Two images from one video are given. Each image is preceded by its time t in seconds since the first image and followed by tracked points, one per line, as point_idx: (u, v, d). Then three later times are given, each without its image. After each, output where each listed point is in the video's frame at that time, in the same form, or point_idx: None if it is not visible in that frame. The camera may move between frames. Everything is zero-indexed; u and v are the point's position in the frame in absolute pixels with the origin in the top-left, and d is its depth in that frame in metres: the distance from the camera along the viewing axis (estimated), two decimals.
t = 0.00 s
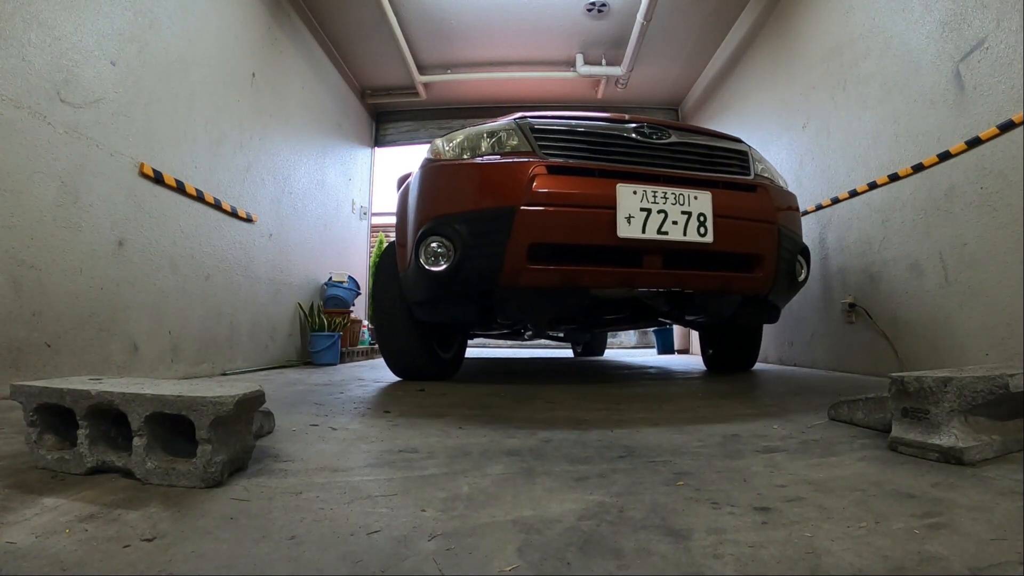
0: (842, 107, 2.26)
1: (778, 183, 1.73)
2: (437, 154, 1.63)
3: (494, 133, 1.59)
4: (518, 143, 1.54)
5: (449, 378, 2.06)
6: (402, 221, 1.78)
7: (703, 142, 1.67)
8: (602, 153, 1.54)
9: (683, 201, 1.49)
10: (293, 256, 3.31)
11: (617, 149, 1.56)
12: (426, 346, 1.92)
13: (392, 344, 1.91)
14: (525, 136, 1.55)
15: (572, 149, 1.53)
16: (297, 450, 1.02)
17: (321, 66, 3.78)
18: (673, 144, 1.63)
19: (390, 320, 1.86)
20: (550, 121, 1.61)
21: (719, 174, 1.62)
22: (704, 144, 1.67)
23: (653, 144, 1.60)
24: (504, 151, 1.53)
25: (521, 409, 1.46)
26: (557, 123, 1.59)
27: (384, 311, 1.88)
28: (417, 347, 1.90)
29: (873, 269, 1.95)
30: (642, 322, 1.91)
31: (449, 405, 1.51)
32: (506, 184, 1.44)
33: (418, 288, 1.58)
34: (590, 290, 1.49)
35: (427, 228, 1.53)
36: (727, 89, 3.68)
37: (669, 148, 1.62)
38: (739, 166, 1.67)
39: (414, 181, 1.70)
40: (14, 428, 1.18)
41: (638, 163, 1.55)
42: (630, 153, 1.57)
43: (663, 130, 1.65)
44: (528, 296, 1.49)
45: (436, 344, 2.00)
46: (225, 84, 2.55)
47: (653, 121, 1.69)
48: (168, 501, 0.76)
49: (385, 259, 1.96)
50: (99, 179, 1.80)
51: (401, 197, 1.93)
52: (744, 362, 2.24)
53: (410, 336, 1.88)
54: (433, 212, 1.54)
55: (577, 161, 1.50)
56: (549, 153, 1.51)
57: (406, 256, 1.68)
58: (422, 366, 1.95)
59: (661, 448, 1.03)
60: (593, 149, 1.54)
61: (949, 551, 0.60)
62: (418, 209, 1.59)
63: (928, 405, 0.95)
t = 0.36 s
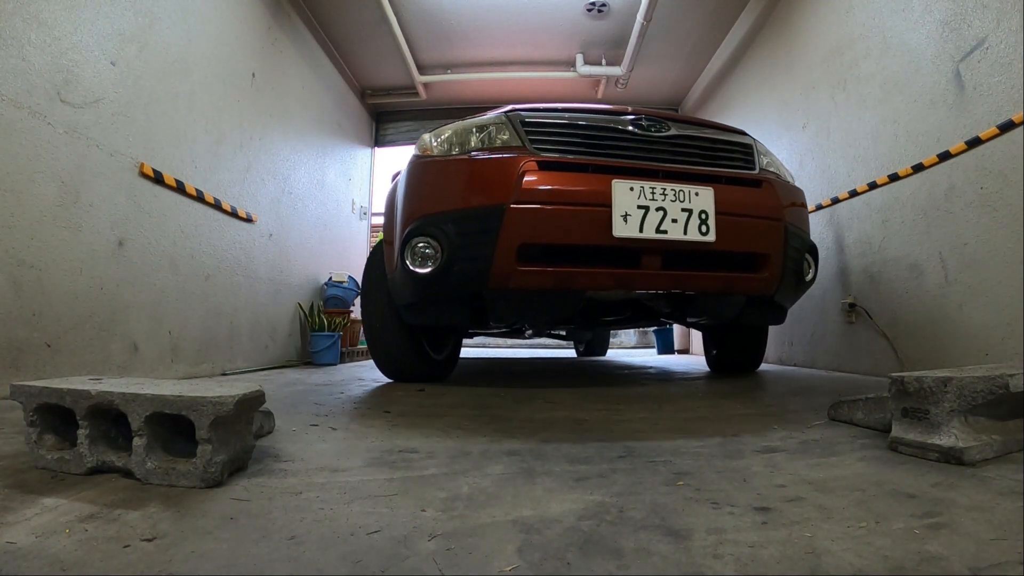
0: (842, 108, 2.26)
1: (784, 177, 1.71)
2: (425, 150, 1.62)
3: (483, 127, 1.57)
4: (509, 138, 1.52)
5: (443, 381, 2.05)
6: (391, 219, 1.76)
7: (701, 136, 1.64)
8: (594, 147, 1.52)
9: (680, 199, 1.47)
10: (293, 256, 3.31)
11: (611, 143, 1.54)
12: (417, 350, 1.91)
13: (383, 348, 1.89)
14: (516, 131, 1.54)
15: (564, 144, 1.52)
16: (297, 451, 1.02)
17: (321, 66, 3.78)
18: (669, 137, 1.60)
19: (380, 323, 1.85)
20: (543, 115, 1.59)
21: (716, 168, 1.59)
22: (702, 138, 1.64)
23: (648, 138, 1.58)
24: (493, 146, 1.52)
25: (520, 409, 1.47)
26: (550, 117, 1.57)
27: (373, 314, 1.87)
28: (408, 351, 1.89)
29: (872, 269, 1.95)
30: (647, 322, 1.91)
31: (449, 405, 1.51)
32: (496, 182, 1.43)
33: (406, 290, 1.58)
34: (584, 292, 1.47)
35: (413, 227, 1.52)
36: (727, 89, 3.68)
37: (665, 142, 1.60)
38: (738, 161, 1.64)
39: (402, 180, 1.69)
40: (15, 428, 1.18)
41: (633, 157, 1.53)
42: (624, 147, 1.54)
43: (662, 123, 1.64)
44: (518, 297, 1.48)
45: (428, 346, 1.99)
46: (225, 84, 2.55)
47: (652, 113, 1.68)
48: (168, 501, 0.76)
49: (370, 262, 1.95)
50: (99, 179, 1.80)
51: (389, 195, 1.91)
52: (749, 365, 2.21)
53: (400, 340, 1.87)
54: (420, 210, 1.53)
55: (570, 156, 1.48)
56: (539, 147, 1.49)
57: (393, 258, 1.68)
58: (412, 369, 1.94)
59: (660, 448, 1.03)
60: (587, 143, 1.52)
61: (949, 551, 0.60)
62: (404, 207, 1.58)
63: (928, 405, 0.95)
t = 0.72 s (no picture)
0: (842, 108, 2.26)
1: (788, 167, 1.64)
2: (416, 142, 1.58)
3: (474, 118, 1.52)
4: (500, 128, 1.46)
5: (435, 383, 2.02)
6: (381, 214, 1.72)
7: (701, 124, 1.57)
8: (590, 135, 1.46)
9: (679, 189, 1.41)
10: (293, 256, 3.31)
11: (607, 131, 1.47)
12: (408, 349, 1.88)
13: (374, 347, 1.87)
14: (507, 119, 1.48)
15: (557, 132, 1.45)
16: (297, 451, 1.02)
17: (321, 66, 3.78)
18: (668, 125, 1.53)
19: (371, 322, 1.82)
20: (536, 103, 1.53)
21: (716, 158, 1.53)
22: (702, 126, 1.57)
23: (646, 125, 1.51)
24: (484, 135, 1.46)
25: (520, 409, 1.46)
26: (543, 104, 1.51)
27: (364, 313, 1.85)
28: (398, 350, 1.86)
29: (872, 269, 1.95)
30: (648, 321, 1.94)
31: (448, 405, 1.51)
32: (486, 172, 1.37)
33: (395, 286, 1.53)
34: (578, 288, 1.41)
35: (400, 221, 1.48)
36: (727, 89, 3.69)
37: (664, 130, 1.53)
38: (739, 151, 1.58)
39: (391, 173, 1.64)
40: (15, 428, 1.17)
41: (629, 146, 1.46)
42: (620, 135, 1.47)
43: (661, 111, 1.57)
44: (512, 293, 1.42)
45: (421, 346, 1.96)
46: (225, 84, 2.55)
47: (651, 101, 1.61)
48: (169, 501, 0.76)
49: (363, 259, 1.93)
50: (99, 179, 1.80)
51: (381, 191, 1.87)
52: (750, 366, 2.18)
53: (391, 339, 1.84)
54: (408, 204, 1.48)
55: (564, 144, 1.41)
56: (531, 135, 1.43)
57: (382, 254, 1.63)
58: (401, 370, 1.91)
59: (660, 448, 1.03)
60: (583, 131, 1.46)
61: (949, 551, 0.60)
62: (393, 201, 1.54)
63: (928, 405, 0.95)
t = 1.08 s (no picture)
0: (842, 108, 2.26)
1: (796, 159, 1.60)
2: (401, 135, 1.54)
3: (461, 107, 1.48)
4: (490, 118, 1.42)
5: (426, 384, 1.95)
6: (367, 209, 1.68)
7: (698, 111, 1.52)
8: (581, 125, 1.42)
9: (677, 181, 1.37)
10: (293, 256, 3.31)
11: (599, 120, 1.43)
12: (397, 350, 1.83)
13: (361, 348, 1.82)
14: (495, 108, 1.43)
15: (548, 122, 1.41)
16: (297, 451, 1.02)
17: (321, 66, 3.78)
18: (662, 114, 1.49)
19: (358, 322, 1.78)
20: (527, 91, 1.48)
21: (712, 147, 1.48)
22: (700, 114, 1.52)
23: (639, 114, 1.46)
24: (472, 126, 1.42)
25: (519, 409, 1.46)
26: (534, 93, 1.46)
27: (349, 313, 1.81)
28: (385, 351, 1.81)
29: (872, 269, 1.95)
30: (648, 322, 1.93)
31: (448, 405, 1.51)
32: (475, 164, 1.34)
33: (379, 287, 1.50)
34: (570, 288, 1.37)
35: (385, 217, 1.44)
36: (727, 90, 3.69)
37: (658, 119, 1.48)
38: (738, 140, 1.53)
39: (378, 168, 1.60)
40: (15, 428, 1.17)
41: (622, 136, 1.42)
42: (613, 125, 1.43)
43: (660, 99, 1.53)
44: (506, 292, 1.38)
45: (412, 347, 1.90)
46: (225, 84, 2.55)
47: (649, 89, 1.56)
48: (169, 501, 0.76)
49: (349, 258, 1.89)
50: (99, 179, 1.80)
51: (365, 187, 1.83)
52: (756, 368, 2.11)
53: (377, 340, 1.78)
54: (394, 199, 1.45)
55: (554, 135, 1.37)
56: (521, 125, 1.38)
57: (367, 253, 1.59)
58: (390, 371, 1.86)
59: (660, 448, 1.03)
60: (577, 120, 1.41)
61: (948, 551, 0.60)
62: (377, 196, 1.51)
63: (928, 405, 0.95)
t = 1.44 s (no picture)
0: (842, 108, 2.26)
1: (801, 152, 1.57)
2: (390, 129, 1.52)
3: (452, 100, 1.46)
4: (482, 111, 1.39)
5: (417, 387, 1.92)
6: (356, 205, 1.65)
7: (694, 102, 1.49)
8: (575, 116, 1.39)
9: (675, 175, 1.35)
10: (293, 256, 3.32)
11: (592, 111, 1.40)
12: (390, 352, 1.80)
13: (351, 349, 1.79)
14: (487, 100, 1.41)
15: (541, 113, 1.38)
16: (297, 450, 1.02)
17: (321, 66, 3.78)
18: (658, 104, 1.46)
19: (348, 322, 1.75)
20: (521, 82, 1.46)
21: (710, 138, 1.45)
22: (696, 104, 1.49)
23: (635, 105, 1.44)
24: (463, 118, 1.40)
25: (519, 409, 1.46)
26: (528, 85, 1.44)
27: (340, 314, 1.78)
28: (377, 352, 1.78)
29: (872, 269, 1.95)
30: (647, 321, 1.92)
31: (447, 405, 1.51)
32: (466, 158, 1.31)
33: (368, 285, 1.47)
34: (565, 286, 1.35)
35: (376, 212, 1.42)
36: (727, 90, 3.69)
37: (654, 110, 1.45)
38: (735, 131, 1.50)
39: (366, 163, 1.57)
40: (15, 428, 1.18)
41: (617, 127, 1.39)
42: (607, 116, 1.40)
43: (659, 90, 1.50)
44: (502, 292, 1.36)
45: (406, 348, 1.88)
46: (225, 85, 2.55)
47: (648, 79, 1.54)
48: (169, 501, 0.76)
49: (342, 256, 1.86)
50: (99, 179, 1.80)
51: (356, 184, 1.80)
52: (762, 368, 2.08)
53: (366, 342, 1.75)
54: (384, 193, 1.42)
55: (548, 127, 1.35)
56: (513, 118, 1.36)
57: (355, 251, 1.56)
58: (381, 373, 1.83)
59: (659, 448, 1.03)
60: (572, 112, 1.39)
61: (948, 551, 0.60)
62: (367, 192, 1.48)
63: (928, 405, 0.95)
